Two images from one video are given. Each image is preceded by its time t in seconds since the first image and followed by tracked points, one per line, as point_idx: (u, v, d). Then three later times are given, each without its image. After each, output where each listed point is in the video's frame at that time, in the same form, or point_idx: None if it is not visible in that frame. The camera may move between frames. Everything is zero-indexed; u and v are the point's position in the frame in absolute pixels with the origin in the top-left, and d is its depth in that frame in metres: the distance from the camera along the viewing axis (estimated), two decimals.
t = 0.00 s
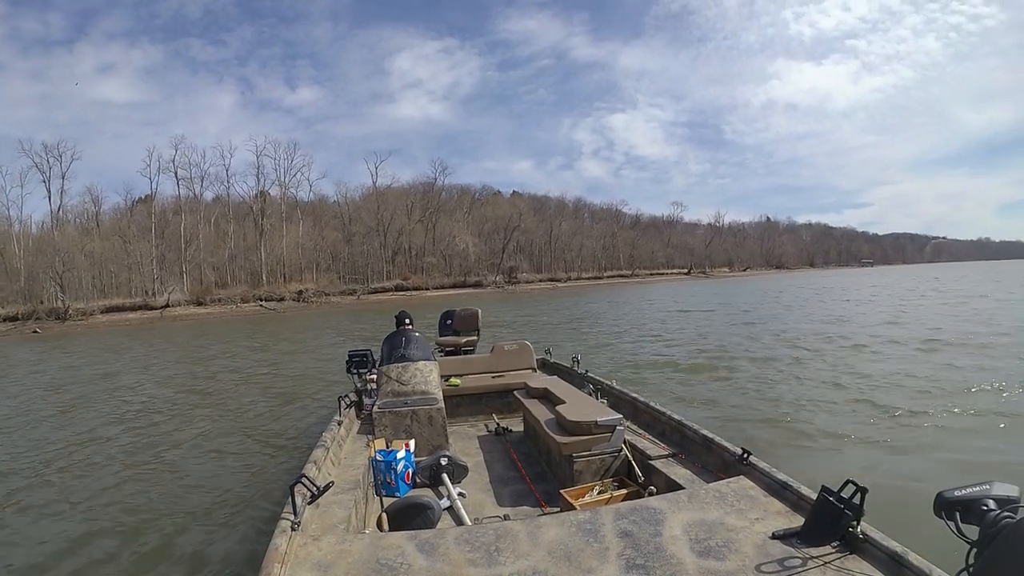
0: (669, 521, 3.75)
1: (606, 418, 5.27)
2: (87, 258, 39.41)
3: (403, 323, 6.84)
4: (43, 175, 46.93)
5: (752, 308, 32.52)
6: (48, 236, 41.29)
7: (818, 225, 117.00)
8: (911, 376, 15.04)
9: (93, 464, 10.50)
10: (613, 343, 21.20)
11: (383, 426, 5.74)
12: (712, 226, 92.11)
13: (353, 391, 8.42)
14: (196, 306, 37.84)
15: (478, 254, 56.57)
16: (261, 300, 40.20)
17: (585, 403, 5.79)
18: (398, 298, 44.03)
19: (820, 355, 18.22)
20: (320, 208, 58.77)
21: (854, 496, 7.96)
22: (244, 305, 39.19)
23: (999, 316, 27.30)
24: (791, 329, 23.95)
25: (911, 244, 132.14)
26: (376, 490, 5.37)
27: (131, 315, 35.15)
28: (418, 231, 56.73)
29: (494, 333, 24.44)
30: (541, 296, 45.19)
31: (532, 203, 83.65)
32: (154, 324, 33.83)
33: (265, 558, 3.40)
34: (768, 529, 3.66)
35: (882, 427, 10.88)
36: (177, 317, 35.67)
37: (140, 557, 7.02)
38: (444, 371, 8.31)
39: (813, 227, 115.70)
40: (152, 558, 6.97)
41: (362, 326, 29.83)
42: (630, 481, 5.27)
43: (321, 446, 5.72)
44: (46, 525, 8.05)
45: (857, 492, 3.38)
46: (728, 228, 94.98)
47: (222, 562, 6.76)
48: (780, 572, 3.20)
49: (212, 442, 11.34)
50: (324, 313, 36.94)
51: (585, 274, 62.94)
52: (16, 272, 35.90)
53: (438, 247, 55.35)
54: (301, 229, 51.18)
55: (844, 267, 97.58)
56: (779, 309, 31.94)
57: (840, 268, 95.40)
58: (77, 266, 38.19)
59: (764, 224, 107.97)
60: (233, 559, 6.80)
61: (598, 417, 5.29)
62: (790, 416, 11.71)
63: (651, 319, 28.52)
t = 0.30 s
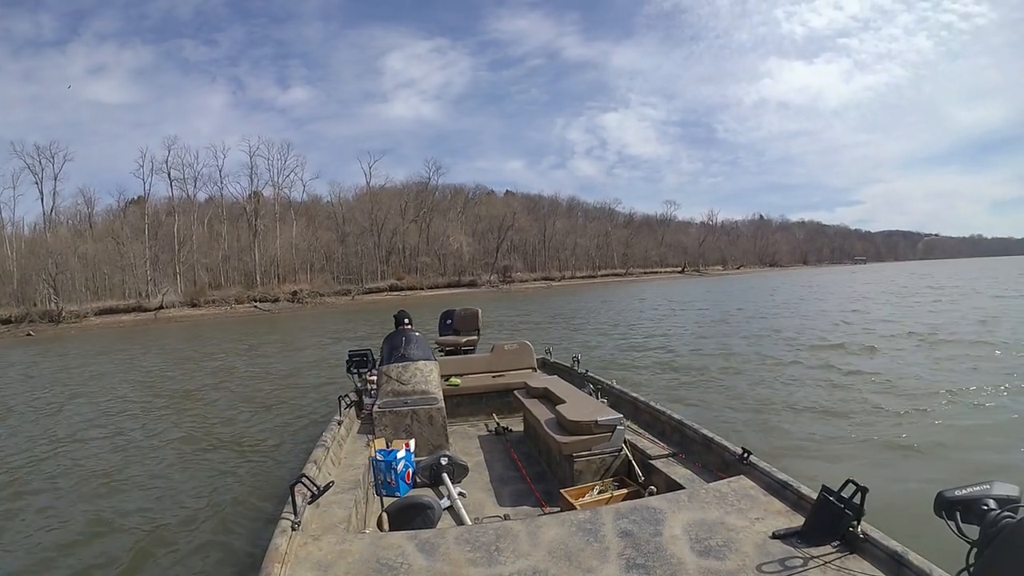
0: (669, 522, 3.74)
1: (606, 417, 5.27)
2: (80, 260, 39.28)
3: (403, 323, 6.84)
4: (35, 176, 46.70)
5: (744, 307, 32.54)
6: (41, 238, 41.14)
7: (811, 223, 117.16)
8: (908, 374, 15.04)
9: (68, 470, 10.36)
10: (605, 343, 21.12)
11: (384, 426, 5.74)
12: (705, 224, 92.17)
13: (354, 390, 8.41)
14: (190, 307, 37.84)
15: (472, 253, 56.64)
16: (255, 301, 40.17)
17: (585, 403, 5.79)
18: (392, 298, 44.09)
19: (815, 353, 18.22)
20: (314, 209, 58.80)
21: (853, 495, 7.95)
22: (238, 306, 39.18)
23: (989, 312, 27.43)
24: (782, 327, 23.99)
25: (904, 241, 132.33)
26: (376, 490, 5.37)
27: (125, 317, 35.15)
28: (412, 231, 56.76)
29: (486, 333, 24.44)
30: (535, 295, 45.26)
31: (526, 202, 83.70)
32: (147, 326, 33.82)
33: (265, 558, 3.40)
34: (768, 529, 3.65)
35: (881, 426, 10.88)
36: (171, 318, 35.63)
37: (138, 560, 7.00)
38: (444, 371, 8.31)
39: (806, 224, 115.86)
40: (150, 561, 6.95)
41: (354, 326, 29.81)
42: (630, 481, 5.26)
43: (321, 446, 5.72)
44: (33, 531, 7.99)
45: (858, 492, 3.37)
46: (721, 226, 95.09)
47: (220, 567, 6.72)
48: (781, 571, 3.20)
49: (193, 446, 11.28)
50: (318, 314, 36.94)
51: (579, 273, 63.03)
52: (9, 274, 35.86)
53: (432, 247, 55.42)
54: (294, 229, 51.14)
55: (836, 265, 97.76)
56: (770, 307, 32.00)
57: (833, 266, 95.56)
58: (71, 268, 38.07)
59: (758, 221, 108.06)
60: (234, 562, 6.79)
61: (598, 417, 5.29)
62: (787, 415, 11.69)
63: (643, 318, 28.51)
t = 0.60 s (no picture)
0: (669, 521, 3.74)
1: (606, 417, 5.27)
2: (74, 261, 39.27)
3: (403, 323, 6.83)
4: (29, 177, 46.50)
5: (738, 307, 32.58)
6: (36, 239, 41.04)
7: (806, 223, 117.30)
8: (905, 373, 15.06)
9: (49, 472, 10.36)
10: (600, 343, 21.10)
11: (384, 426, 5.74)
12: (700, 225, 92.26)
13: (353, 390, 8.40)
14: (185, 309, 37.84)
15: (468, 254, 56.69)
16: (251, 303, 40.13)
17: (585, 402, 5.78)
18: (387, 299, 44.11)
19: (811, 353, 18.21)
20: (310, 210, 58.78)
21: (852, 494, 7.94)
22: (234, 307, 39.14)
23: (982, 312, 27.50)
24: (776, 327, 24.03)
25: (898, 241, 132.54)
26: (376, 490, 5.37)
27: (120, 319, 35.13)
28: (408, 231, 56.77)
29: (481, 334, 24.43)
30: (530, 296, 45.30)
31: (522, 203, 83.76)
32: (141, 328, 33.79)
33: (265, 558, 3.40)
34: (768, 529, 3.65)
35: (879, 426, 10.88)
36: (167, 319, 35.61)
37: (136, 562, 6.98)
38: (444, 371, 8.31)
39: (801, 225, 115.98)
40: (148, 563, 6.93)
41: (347, 327, 29.77)
42: (630, 481, 5.26)
43: (321, 446, 5.72)
44: (26, 532, 7.95)
45: (858, 491, 3.37)
46: (716, 226, 95.20)
47: (218, 568, 6.71)
48: (781, 571, 3.20)
49: (177, 448, 11.30)
50: (313, 315, 36.95)
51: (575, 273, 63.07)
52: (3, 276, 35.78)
53: (428, 247, 55.45)
54: (290, 230, 51.10)
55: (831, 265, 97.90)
56: (765, 307, 32.02)
57: (827, 266, 95.68)
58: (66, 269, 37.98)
59: (752, 222, 108.19)
60: (231, 564, 6.77)
61: (598, 417, 5.29)
62: (784, 415, 11.68)
63: (637, 319, 28.51)
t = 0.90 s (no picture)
0: (669, 522, 3.74)
1: (606, 418, 5.27)
2: (71, 260, 39.20)
3: (403, 323, 6.83)
4: (25, 177, 46.37)
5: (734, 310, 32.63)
6: (32, 238, 40.93)
7: (801, 227, 117.52)
8: (902, 375, 15.08)
9: (33, 473, 10.36)
10: (597, 345, 21.08)
11: (383, 426, 5.74)
12: (696, 228, 92.43)
13: (353, 390, 8.40)
14: (182, 309, 37.78)
15: (465, 256, 56.73)
16: (248, 303, 40.09)
17: (585, 403, 5.79)
18: (383, 300, 44.13)
19: (808, 355, 18.24)
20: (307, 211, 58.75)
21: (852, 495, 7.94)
22: (230, 308, 39.10)
23: (977, 315, 27.60)
24: (772, 330, 24.07)
25: (893, 246, 132.90)
26: (376, 490, 5.36)
27: (116, 319, 35.09)
28: (405, 233, 56.79)
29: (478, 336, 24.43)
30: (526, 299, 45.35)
31: (519, 206, 83.86)
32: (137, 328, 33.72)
33: (265, 558, 3.40)
34: (768, 529, 3.65)
35: (876, 428, 10.90)
36: (163, 320, 35.56)
37: (134, 563, 6.96)
38: (444, 371, 8.31)
39: (797, 228, 116.22)
40: (146, 564, 6.92)
41: (342, 329, 29.77)
42: (630, 481, 5.26)
43: (320, 446, 5.72)
44: (21, 532, 7.95)
45: (857, 492, 3.38)
46: (712, 229, 95.39)
47: (217, 568, 6.70)
48: (781, 571, 3.20)
49: (171, 449, 11.31)
50: (310, 316, 36.96)
51: (571, 275, 63.14)
52: None
53: (425, 249, 55.48)
54: (287, 231, 51.05)
55: (827, 269, 98.11)
56: (761, 310, 32.08)
57: (823, 270, 95.87)
58: (62, 268, 37.87)
59: (748, 226, 108.45)
60: (229, 565, 6.74)
61: (598, 417, 5.29)
62: (782, 417, 11.70)
63: (634, 321, 28.53)
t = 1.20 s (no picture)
0: (669, 522, 3.75)
1: (606, 418, 5.27)
2: (68, 259, 39.14)
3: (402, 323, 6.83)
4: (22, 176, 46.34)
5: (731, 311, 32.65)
6: (29, 237, 40.88)
7: (798, 229, 117.61)
8: (900, 376, 15.10)
9: (36, 471, 10.41)
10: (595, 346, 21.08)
11: (383, 427, 5.74)
12: (694, 229, 92.49)
13: (353, 390, 8.39)
14: (180, 309, 37.77)
15: (462, 257, 56.78)
16: (246, 303, 40.10)
17: (584, 403, 5.80)
18: (381, 300, 44.15)
19: (806, 356, 18.26)
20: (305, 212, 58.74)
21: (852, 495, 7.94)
22: (228, 308, 39.08)
23: (973, 318, 27.65)
24: (770, 331, 24.09)
25: (891, 248, 132.95)
26: (376, 490, 5.36)
27: (113, 318, 35.04)
28: (403, 233, 56.82)
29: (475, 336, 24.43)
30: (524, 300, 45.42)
31: (517, 207, 83.89)
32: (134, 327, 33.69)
33: (265, 558, 3.40)
34: (768, 529, 3.66)
35: (875, 428, 10.90)
36: (161, 319, 35.56)
37: (134, 563, 6.95)
38: (444, 372, 8.31)
39: (794, 230, 116.31)
40: (147, 563, 6.91)
41: (339, 329, 29.78)
42: (630, 482, 5.26)
43: (321, 446, 5.72)
44: (21, 531, 7.95)
45: (857, 492, 3.38)
46: (709, 231, 95.46)
47: (216, 568, 6.69)
48: (780, 571, 3.20)
49: (173, 448, 11.34)
50: (307, 316, 36.95)
51: (569, 276, 63.19)
52: None
53: (423, 250, 55.54)
54: (285, 231, 51.06)
55: (824, 271, 98.16)
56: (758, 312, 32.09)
57: (820, 272, 95.93)
58: (60, 267, 37.82)
59: (745, 227, 108.54)
60: (229, 565, 6.74)
61: (598, 417, 5.30)
62: (781, 417, 11.70)
63: (632, 322, 28.53)
